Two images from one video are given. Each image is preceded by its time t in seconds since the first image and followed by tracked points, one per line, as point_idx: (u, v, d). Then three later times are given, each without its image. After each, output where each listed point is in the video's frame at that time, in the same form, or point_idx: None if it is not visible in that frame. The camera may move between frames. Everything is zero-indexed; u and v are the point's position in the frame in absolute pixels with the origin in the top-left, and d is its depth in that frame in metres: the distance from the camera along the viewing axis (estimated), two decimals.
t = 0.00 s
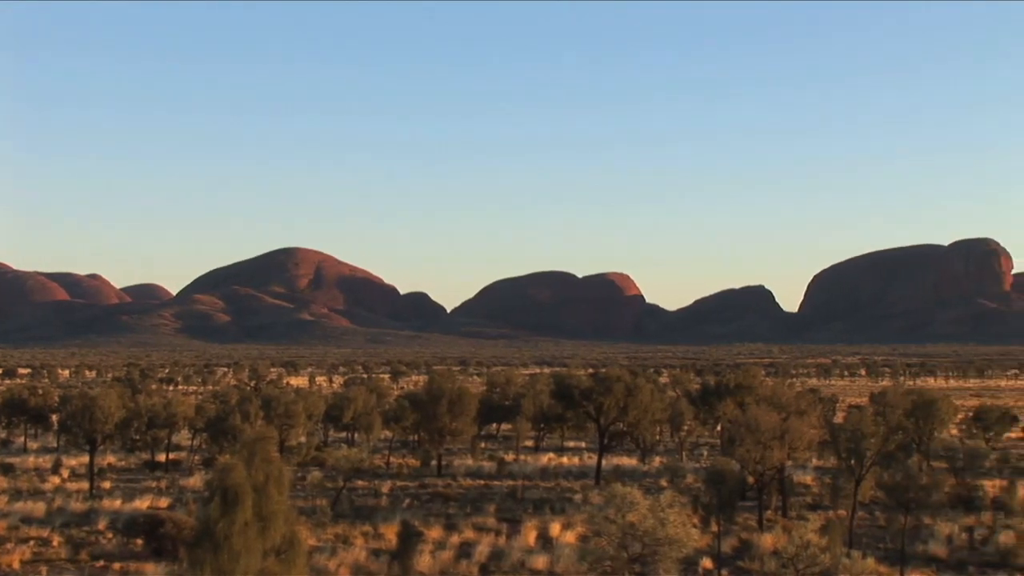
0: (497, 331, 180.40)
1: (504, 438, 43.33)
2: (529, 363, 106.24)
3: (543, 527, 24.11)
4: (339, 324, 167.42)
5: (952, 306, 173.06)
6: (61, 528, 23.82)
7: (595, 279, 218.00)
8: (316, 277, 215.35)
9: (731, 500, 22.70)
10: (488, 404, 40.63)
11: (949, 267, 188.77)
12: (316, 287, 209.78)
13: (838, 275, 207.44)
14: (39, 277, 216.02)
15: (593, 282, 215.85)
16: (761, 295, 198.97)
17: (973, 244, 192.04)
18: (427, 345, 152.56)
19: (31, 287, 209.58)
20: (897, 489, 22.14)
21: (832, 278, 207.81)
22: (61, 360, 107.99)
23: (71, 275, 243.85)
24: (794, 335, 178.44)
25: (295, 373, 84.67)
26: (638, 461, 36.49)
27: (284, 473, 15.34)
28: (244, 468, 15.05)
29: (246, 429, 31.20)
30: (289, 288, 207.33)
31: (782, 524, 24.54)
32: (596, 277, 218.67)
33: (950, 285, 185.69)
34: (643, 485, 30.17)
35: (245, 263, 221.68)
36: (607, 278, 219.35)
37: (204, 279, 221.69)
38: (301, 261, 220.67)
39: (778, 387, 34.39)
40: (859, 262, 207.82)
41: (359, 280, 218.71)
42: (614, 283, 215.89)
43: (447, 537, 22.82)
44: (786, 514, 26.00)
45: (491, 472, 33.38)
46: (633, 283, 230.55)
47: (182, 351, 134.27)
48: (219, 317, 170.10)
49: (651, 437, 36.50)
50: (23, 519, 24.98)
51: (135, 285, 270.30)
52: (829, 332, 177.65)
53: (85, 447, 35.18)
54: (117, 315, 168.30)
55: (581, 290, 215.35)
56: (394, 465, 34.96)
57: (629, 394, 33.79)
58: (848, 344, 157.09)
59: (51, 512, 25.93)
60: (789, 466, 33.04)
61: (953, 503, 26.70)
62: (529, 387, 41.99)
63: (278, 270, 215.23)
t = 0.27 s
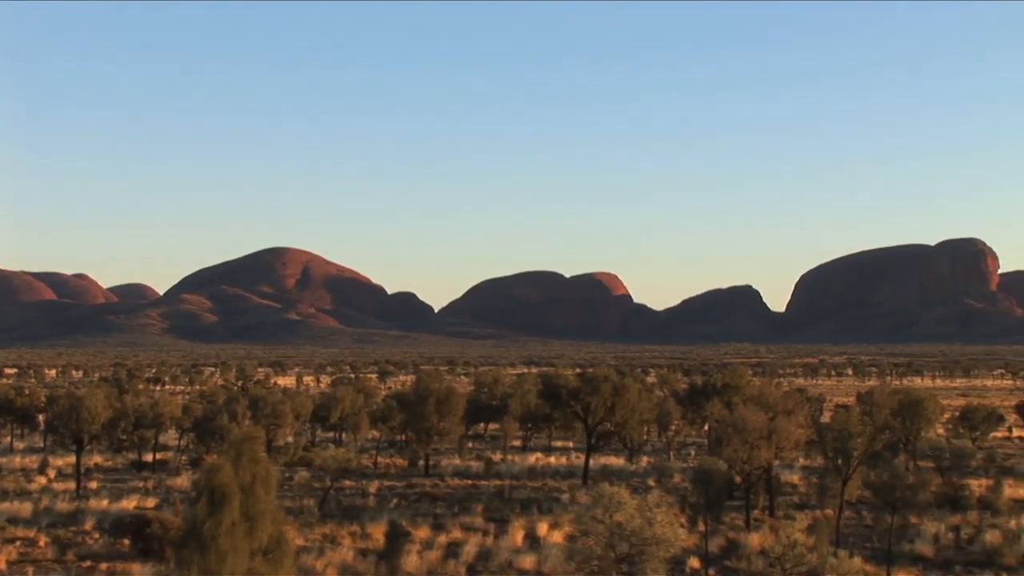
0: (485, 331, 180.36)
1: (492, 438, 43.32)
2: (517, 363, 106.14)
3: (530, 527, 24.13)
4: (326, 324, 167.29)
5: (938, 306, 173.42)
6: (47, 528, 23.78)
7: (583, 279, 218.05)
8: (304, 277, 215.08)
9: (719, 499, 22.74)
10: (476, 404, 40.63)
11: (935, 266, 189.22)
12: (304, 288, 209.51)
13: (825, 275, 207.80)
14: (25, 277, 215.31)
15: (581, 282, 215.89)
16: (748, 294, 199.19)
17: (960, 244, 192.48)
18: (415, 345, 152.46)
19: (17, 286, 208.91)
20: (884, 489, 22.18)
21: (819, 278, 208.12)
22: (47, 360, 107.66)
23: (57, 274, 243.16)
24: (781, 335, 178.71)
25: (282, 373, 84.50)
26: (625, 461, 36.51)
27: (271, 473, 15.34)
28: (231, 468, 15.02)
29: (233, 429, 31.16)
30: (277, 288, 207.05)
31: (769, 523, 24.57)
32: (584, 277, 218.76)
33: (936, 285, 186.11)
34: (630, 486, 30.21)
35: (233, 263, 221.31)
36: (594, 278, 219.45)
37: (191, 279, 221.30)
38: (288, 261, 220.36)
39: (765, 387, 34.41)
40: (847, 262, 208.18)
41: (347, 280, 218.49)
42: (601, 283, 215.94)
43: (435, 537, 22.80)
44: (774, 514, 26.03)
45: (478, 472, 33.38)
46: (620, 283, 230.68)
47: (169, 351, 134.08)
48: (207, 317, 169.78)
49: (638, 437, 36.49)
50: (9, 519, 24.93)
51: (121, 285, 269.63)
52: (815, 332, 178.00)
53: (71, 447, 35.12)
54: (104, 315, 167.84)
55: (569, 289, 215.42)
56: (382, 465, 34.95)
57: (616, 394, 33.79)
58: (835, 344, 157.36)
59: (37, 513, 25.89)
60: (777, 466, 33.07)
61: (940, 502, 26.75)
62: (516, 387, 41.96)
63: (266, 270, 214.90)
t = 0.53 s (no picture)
0: (474, 331, 180.47)
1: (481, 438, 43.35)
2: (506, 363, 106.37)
3: (519, 527, 24.15)
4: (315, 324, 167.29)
5: (926, 306, 173.81)
6: (35, 529, 23.75)
7: (572, 279, 218.23)
8: (293, 277, 214.96)
9: (707, 500, 22.79)
10: (464, 404, 40.66)
11: (923, 267, 189.65)
12: (293, 288, 209.41)
13: (814, 275, 208.19)
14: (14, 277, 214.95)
15: (570, 282, 216.01)
16: (737, 295, 199.47)
17: (949, 245, 192.86)
18: (404, 345, 152.54)
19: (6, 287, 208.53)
20: (873, 489, 22.21)
21: (807, 278, 208.47)
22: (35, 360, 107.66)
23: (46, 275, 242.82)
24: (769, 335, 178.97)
25: (272, 373, 84.68)
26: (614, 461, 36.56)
27: (260, 473, 15.32)
28: (221, 468, 15.01)
29: (222, 429, 31.15)
30: (266, 288, 206.93)
31: (758, 523, 24.60)
32: (573, 277, 218.93)
33: (924, 285, 186.50)
34: (619, 485, 30.24)
35: (221, 263, 221.15)
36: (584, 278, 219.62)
37: (179, 279, 221.05)
38: (277, 261, 220.23)
39: (754, 387, 34.46)
40: (836, 262, 208.57)
41: (336, 280, 218.46)
42: (590, 283, 216.14)
43: (424, 537, 22.80)
44: (762, 514, 26.08)
45: (467, 473, 33.39)
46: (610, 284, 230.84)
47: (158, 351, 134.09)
48: (195, 317, 169.64)
49: (627, 437, 36.55)
50: None
51: (110, 285, 269.29)
52: (804, 332, 178.34)
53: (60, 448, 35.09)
54: (93, 316, 167.61)
55: (558, 289, 215.58)
56: (371, 465, 34.93)
57: (605, 394, 33.81)
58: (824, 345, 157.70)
59: (25, 513, 25.86)
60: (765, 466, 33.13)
61: (928, 503, 26.81)
62: (505, 387, 41.97)
63: (255, 270, 214.71)
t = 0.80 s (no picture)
0: (461, 332, 180.45)
1: (468, 438, 43.34)
2: (492, 363, 106.43)
3: (506, 527, 24.15)
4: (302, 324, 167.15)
5: (912, 306, 174.20)
6: (20, 530, 23.67)
7: (559, 279, 218.28)
8: (279, 276, 214.67)
9: (693, 500, 22.81)
10: (451, 404, 40.65)
11: (909, 266, 190.04)
12: (279, 288, 209.17)
13: (801, 274, 208.51)
14: None
15: (557, 281, 216.04)
16: (723, 295, 199.72)
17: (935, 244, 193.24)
18: (390, 345, 152.43)
19: None
20: (858, 489, 22.26)
21: (794, 278, 208.76)
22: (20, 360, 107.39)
23: (31, 275, 242.22)
24: (756, 336, 179.25)
25: (259, 373, 84.62)
26: (600, 461, 36.58)
27: (246, 473, 15.31)
28: (206, 468, 14.98)
29: (208, 429, 31.08)
30: (252, 288, 206.66)
31: (744, 523, 24.64)
32: (560, 276, 219.00)
33: (910, 285, 186.89)
34: (606, 485, 30.25)
35: (208, 263, 220.77)
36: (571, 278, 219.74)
37: (166, 278, 220.62)
38: (264, 261, 219.88)
39: (740, 387, 34.50)
40: (822, 262, 208.91)
41: (323, 280, 218.22)
42: (577, 283, 216.22)
43: (410, 537, 22.79)
44: (749, 514, 26.10)
45: (454, 472, 33.37)
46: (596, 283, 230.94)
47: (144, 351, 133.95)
48: (181, 317, 169.35)
49: (613, 437, 36.57)
50: None
51: (96, 285, 268.72)
52: (790, 332, 178.64)
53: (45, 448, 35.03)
54: (78, 315, 167.20)
55: (545, 289, 215.65)
56: (357, 466, 34.89)
57: (592, 394, 33.81)
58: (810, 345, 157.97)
59: (9, 514, 25.79)
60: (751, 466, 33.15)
61: (913, 502, 26.85)
62: (491, 387, 42.01)
63: (241, 270, 214.41)
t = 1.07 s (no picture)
0: (448, 332, 180.37)
1: (455, 438, 43.35)
2: (479, 363, 106.41)
3: (493, 526, 24.17)
4: (289, 324, 166.94)
5: (898, 306, 174.60)
6: (6, 530, 23.62)
7: (546, 279, 218.29)
8: (266, 276, 214.37)
9: (681, 499, 22.83)
10: (438, 404, 40.66)
11: (896, 267, 190.44)
12: (266, 287, 208.88)
13: (788, 274, 208.80)
14: None
15: (544, 281, 216.07)
16: (710, 295, 199.93)
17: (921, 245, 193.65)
18: (377, 345, 152.33)
19: None
20: (844, 489, 22.30)
21: (781, 278, 209.04)
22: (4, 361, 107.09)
23: (18, 275, 241.56)
24: (743, 336, 179.48)
25: (244, 373, 84.48)
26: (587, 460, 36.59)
27: (234, 474, 15.31)
28: (193, 468, 14.97)
29: (194, 429, 31.04)
30: (239, 288, 206.37)
31: (731, 523, 24.69)
32: (547, 277, 219.01)
33: (897, 285, 187.27)
34: (593, 485, 30.28)
35: (194, 263, 220.36)
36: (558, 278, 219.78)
37: (153, 278, 220.16)
38: (251, 261, 219.54)
39: (727, 387, 34.55)
40: (810, 262, 209.27)
41: (310, 280, 217.94)
42: (564, 283, 216.28)
43: (398, 537, 22.78)
44: (736, 513, 26.14)
45: (441, 473, 33.38)
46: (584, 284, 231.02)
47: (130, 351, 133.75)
48: (168, 317, 169.01)
49: (601, 436, 36.59)
50: None
51: (82, 285, 268.06)
52: (777, 332, 178.93)
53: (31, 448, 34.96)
54: (64, 315, 166.75)
55: (532, 289, 215.69)
56: (344, 466, 34.87)
57: (579, 394, 33.83)
58: (796, 345, 158.23)
59: None
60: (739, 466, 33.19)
61: (900, 502, 26.91)
62: (478, 387, 42.00)
63: (228, 270, 214.05)
